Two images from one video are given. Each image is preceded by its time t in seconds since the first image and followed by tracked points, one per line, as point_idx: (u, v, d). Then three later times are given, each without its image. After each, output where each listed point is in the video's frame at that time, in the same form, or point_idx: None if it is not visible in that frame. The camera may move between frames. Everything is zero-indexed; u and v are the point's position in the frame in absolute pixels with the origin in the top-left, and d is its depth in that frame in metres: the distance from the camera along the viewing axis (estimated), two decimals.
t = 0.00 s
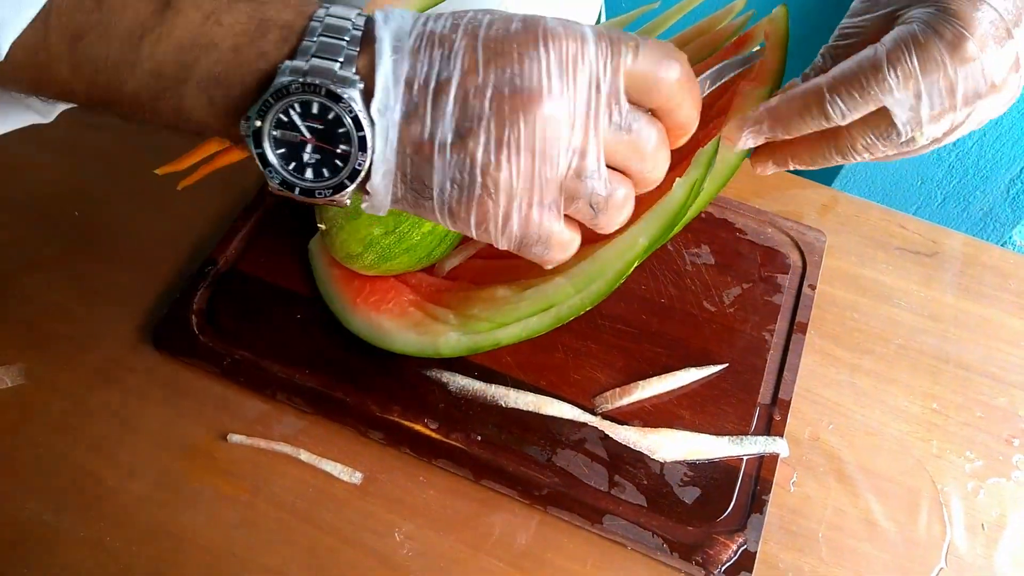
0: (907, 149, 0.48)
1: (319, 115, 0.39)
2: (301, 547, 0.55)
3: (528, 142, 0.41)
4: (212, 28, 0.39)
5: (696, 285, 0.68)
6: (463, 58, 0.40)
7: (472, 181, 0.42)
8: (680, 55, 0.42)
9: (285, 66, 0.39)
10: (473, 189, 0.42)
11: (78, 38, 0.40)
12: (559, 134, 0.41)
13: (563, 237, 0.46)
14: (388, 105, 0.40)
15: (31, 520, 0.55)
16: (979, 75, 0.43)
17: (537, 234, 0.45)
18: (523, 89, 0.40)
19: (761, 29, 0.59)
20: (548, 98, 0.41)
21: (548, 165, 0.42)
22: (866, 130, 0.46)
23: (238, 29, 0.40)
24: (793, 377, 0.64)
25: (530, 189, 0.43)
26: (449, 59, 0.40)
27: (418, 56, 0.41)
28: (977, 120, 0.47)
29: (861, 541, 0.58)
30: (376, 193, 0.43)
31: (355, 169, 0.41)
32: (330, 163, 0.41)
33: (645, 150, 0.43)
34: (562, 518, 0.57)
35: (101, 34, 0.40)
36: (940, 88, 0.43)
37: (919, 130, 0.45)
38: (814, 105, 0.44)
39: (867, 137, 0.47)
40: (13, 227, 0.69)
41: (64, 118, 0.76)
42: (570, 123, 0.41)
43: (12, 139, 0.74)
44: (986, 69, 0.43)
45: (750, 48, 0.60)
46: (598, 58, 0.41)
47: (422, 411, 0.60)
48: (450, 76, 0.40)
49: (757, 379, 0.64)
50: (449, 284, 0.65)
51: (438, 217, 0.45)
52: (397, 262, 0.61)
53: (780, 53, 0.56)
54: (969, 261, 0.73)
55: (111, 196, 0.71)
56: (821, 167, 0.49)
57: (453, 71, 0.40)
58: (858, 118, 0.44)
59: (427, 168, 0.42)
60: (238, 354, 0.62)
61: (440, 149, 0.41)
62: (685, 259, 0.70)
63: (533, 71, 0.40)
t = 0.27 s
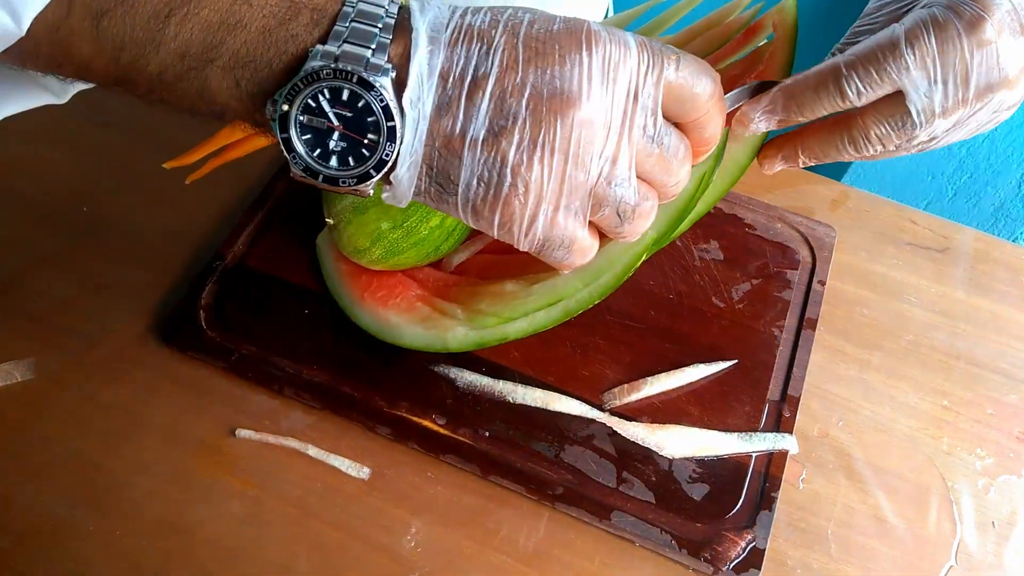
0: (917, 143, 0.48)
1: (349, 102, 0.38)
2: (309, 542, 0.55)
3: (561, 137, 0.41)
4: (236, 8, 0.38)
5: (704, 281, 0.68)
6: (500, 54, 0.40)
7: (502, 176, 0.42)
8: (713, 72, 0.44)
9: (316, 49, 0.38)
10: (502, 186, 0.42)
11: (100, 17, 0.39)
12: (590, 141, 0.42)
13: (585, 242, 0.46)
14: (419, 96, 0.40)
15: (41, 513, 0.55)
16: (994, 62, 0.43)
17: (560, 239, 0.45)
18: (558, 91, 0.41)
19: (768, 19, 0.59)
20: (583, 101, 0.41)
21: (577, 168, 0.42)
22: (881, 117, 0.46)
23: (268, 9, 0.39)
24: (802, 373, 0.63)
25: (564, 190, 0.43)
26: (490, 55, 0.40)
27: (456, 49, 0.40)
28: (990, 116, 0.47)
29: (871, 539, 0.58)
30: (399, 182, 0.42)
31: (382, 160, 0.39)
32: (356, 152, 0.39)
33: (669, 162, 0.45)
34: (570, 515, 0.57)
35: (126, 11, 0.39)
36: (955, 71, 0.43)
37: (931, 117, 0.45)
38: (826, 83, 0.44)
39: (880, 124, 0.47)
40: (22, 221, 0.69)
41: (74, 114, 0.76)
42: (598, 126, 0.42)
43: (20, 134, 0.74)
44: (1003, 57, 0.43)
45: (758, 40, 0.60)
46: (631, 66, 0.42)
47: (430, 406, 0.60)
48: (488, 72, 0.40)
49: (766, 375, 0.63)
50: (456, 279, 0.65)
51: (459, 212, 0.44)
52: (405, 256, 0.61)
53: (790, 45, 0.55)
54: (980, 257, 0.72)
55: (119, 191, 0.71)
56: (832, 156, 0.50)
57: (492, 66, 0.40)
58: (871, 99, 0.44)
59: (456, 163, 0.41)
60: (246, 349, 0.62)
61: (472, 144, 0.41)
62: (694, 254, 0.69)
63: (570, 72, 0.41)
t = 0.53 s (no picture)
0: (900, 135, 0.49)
1: (353, 78, 0.38)
2: (310, 541, 0.55)
3: (568, 115, 0.41)
4: None
5: (704, 280, 0.68)
6: (508, 33, 0.40)
7: (508, 155, 0.42)
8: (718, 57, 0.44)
9: (320, 25, 0.38)
10: (509, 165, 0.42)
11: None
12: (597, 122, 0.42)
13: (591, 225, 0.46)
14: (426, 73, 0.39)
15: (43, 513, 0.55)
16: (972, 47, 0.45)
17: (566, 222, 0.45)
18: (566, 70, 0.41)
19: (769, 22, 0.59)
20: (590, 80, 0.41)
21: (584, 148, 0.42)
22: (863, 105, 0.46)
23: None
24: (801, 372, 0.64)
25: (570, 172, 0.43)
26: (497, 32, 0.40)
27: (462, 26, 0.40)
28: (967, 109, 0.49)
29: (871, 537, 0.58)
30: (404, 161, 0.41)
31: (386, 138, 0.39)
32: (360, 130, 0.39)
33: (674, 146, 0.45)
34: (570, 514, 0.57)
35: None
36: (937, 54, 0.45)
37: (916, 103, 0.46)
38: (815, 69, 0.45)
39: (861, 112, 0.47)
40: (22, 222, 0.69)
41: (74, 115, 0.76)
42: (606, 108, 0.42)
43: (21, 135, 0.74)
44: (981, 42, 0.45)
45: (760, 41, 0.60)
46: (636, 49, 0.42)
47: (429, 406, 0.60)
48: (495, 51, 0.40)
49: (765, 374, 0.63)
50: (457, 279, 0.65)
51: (464, 193, 0.44)
52: (405, 257, 0.61)
53: (792, 45, 0.55)
54: (979, 256, 0.73)
55: (119, 191, 0.72)
56: (813, 148, 0.49)
57: (500, 44, 0.40)
58: (859, 83, 0.45)
59: (462, 142, 0.41)
60: (246, 349, 0.62)
61: (479, 123, 0.41)
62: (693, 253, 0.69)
63: (578, 52, 0.41)
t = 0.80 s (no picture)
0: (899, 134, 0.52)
1: (331, 56, 0.38)
2: (314, 540, 0.55)
3: (526, 118, 0.42)
4: None
5: (708, 280, 0.68)
6: (481, 35, 0.41)
7: (461, 148, 0.42)
8: (671, 96, 0.46)
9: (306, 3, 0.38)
10: (463, 159, 0.42)
11: None
12: (551, 131, 0.43)
13: (527, 231, 0.47)
14: (396, 64, 0.40)
15: (49, 511, 0.55)
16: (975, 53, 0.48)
17: (505, 221, 0.45)
18: (530, 79, 0.41)
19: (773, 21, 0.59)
20: (553, 89, 0.42)
21: (533, 154, 0.43)
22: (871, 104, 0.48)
23: None
24: (805, 373, 0.64)
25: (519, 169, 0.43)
26: (471, 32, 0.41)
27: (440, 22, 0.41)
28: (961, 113, 0.52)
29: (875, 538, 0.58)
30: (366, 142, 0.41)
31: (357, 116, 0.40)
32: (332, 105, 0.40)
33: (616, 169, 0.46)
34: (573, 514, 0.57)
35: None
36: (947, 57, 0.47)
37: (922, 105, 0.48)
38: (831, 63, 0.45)
39: (870, 111, 0.48)
40: (28, 220, 0.69)
41: (80, 114, 0.76)
42: (564, 119, 0.43)
43: (27, 133, 0.75)
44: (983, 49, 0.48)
45: (764, 40, 0.60)
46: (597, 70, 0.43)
47: (433, 405, 0.60)
48: (467, 49, 0.41)
49: (769, 375, 0.63)
50: (461, 279, 0.65)
51: (414, 178, 0.44)
52: (410, 256, 0.61)
53: (797, 44, 0.55)
54: (983, 257, 0.72)
55: (124, 190, 0.72)
56: (817, 145, 0.51)
57: (472, 43, 0.41)
58: (872, 79, 0.45)
59: (421, 129, 0.42)
60: (251, 348, 0.62)
61: (439, 115, 0.41)
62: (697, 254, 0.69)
63: (545, 63, 0.41)
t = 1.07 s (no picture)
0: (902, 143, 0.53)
1: (332, 89, 0.39)
2: (314, 540, 0.55)
3: (509, 171, 0.44)
4: None
5: (708, 281, 0.68)
6: (479, 88, 0.43)
7: (448, 194, 0.44)
8: (641, 165, 0.51)
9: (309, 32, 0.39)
10: (447, 203, 0.45)
11: None
12: (531, 188, 0.46)
13: (494, 274, 0.50)
14: (395, 103, 0.42)
15: (49, 511, 0.55)
16: (976, 64, 0.49)
17: (478, 262, 0.48)
18: (519, 137, 0.44)
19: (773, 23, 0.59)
20: (540, 146, 0.44)
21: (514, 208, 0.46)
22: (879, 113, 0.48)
23: None
24: (805, 373, 0.64)
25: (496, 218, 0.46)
26: (470, 83, 0.43)
27: (440, 70, 0.43)
28: (961, 124, 0.53)
29: (875, 539, 0.58)
30: (356, 172, 0.43)
31: (352, 148, 0.41)
32: (329, 135, 0.41)
33: (584, 226, 0.50)
34: (573, 514, 0.57)
35: None
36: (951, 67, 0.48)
37: (927, 115, 0.49)
38: (841, 73, 0.45)
39: (877, 120, 0.48)
40: (29, 221, 0.69)
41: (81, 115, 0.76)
42: (546, 177, 0.46)
43: (28, 134, 0.75)
44: (983, 61, 0.49)
45: (763, 42, 0.60)
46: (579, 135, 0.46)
47: (434, 405, 0.60)
48: (464, 99, 0.43)
49: (769, 375, 0.63)
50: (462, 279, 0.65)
51: (397, 213, 0.46)
52: (410, 256, 0.61)
53: (797, 46, 0.55)
54: (982, 258, 0.73)
55: (125, 190, 0.72)
56: (823, 152, 0.51)
57: (470, 94, 0.43)
58: (881, 90, 0.46)
59: (411, 170, 0.44)
60: (251, 348, 0.62)
61: (430, 159, 0.44)
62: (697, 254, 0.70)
63: (535, 124, 0.44)
